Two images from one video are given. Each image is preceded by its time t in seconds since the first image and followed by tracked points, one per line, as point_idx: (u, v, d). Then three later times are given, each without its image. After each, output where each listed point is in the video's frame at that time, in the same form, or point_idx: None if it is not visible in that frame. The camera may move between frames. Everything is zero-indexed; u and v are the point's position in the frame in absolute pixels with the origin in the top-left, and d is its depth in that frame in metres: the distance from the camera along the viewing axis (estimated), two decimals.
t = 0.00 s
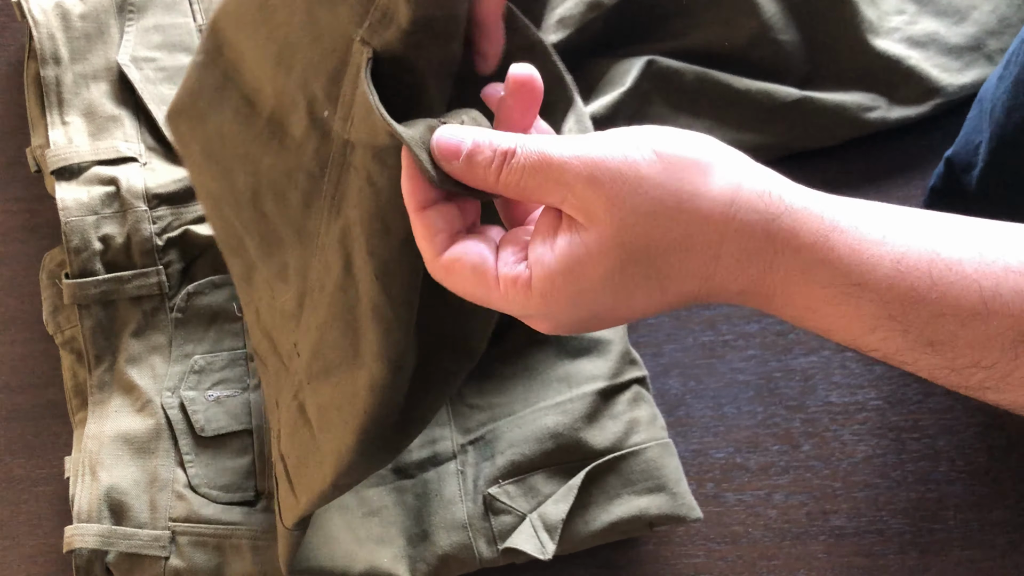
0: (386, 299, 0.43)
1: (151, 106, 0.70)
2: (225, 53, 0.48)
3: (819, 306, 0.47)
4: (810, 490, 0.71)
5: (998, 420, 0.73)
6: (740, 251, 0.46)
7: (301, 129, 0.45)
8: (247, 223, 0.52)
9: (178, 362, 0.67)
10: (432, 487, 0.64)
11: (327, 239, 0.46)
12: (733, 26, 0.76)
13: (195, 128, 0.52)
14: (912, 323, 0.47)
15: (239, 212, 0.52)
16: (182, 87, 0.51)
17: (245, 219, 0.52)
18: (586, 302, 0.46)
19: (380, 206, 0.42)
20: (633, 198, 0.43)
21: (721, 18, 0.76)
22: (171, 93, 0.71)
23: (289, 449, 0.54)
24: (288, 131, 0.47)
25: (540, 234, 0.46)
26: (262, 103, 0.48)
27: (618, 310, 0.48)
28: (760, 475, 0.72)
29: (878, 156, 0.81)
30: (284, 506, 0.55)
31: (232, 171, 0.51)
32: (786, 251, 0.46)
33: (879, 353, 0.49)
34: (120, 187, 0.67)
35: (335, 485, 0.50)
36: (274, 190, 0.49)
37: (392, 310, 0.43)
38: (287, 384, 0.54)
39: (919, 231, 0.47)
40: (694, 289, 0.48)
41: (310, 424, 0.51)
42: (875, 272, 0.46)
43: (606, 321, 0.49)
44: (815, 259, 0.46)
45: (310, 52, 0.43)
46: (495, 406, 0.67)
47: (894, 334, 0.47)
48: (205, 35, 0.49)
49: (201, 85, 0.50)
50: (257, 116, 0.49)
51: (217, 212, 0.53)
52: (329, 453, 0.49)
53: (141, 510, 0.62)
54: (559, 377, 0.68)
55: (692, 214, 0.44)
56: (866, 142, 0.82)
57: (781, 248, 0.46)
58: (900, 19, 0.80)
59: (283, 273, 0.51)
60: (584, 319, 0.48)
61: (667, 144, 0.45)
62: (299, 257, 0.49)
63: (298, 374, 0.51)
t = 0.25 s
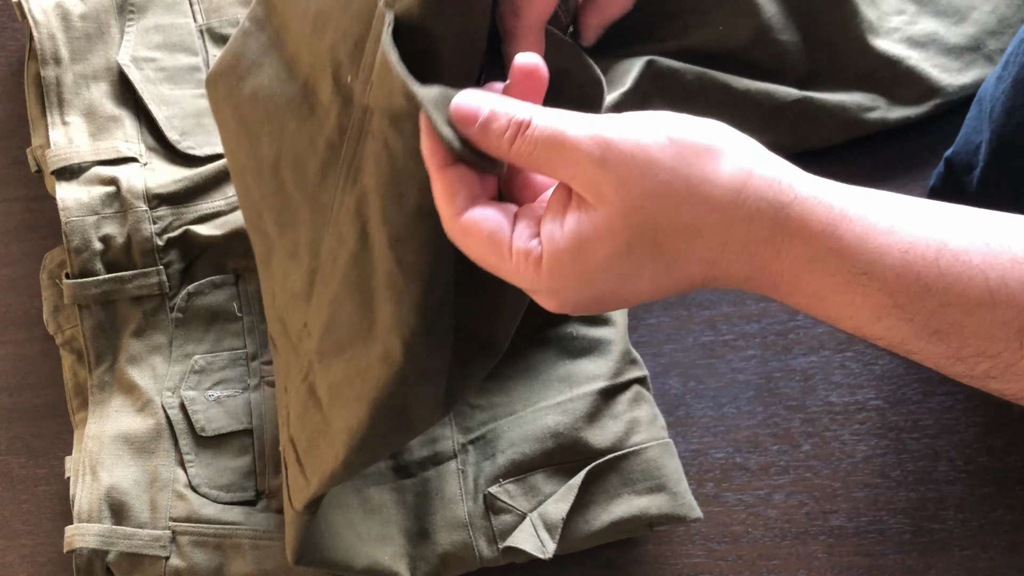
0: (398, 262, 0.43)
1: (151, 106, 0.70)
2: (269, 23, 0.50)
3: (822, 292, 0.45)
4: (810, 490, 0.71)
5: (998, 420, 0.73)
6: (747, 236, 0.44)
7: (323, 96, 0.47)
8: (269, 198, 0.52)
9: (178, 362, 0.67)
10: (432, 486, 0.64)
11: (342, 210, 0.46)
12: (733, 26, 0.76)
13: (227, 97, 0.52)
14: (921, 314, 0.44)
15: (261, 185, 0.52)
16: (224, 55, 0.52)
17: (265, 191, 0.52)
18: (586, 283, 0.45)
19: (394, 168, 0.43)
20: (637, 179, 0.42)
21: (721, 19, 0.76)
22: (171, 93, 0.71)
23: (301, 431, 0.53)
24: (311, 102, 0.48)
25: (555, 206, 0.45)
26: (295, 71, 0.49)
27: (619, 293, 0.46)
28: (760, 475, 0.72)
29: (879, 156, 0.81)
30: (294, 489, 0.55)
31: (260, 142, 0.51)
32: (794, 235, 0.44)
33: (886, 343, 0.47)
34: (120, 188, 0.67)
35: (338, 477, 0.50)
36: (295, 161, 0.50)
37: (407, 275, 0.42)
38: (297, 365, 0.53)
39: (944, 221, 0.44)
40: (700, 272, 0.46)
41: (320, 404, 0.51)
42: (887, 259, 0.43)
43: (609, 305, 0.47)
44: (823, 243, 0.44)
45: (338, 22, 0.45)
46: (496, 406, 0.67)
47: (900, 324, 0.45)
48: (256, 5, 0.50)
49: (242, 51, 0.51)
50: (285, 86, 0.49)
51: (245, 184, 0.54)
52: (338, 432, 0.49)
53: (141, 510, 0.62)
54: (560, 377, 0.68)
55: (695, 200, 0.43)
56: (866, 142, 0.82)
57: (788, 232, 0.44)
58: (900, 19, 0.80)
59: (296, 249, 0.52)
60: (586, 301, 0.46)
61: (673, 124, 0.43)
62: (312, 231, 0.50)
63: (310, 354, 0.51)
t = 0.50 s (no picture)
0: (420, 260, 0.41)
1: (152, 106, 0.70)
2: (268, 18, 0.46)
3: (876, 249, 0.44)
4: (810, 490, 0.71)
5: (998, 420, 0.73)
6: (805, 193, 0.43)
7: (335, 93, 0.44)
8: (277, 196, 0.50)
9: (178, 362, 0.67)
10: (432, 486, 0.64)
11: (358, 206, 0.44)
12: (733, 26, 0.77)
13: (234, 94, 0.49)
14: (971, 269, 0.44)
15: (268, 182, 0.50)
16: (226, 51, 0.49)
17: (274, 187, 0.50)
18: (639, 240, 0.43)
19: (418, 161, 0.41)
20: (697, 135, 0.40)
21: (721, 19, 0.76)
22: (171, 93, 0.71)
23: (306, 429, 0.53)
24: (328, 97, 0.45)
25: (614, 170, 0.43)
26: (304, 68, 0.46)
27: (673, 251, 0.45)
28: (760, 475, 0.72)
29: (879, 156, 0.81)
30: (301, 488, 0.55)
31: (269, 139, 0.49)
32: (852, 192, 0.43)
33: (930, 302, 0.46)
34: (120, 188, 0.67)
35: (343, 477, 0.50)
36: (307, 159, 0.47)
37: (428, 274, 0.42)
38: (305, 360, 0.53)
39: (985, 178, 0.44)
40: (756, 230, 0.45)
41: (329, 402, 0.51)
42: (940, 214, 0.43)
43: (660, 266, 0.46)
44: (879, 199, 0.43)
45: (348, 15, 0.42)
46: (496, 406, 0.67)
47: (948, 278, 0.44)
48: None
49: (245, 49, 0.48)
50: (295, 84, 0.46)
51: (251, 183, 0.52)
52: (348, 431, 0.49)
53: (142, 509, 0.62)
54: (560, 377, 0.68)
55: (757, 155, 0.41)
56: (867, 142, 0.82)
57: (845, 191, 0.43)
58: (900, 19, 0.80)
59: (308, 244, 0.50)
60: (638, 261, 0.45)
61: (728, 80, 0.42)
62: (324, 228, 0.47)
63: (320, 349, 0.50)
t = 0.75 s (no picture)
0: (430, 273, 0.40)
1: (151, 107, 0.70)
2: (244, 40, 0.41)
3: (912, 215, 0.48)
4: (810, 490, 0.71)
5: (998, 420, 0.73)
6: (850, 168, 0.46)
7: (323, 121, 0.40)
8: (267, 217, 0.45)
9: (178, 362, 0.67)
10: (433, 486, 0.64)
11: (359, 221, 0.42)
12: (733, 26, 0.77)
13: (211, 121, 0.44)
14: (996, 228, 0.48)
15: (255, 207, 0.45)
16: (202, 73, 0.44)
17: (263, 212, 0.45)
18: (709, 228, 0.46)
19: (427, 171, 0.40)
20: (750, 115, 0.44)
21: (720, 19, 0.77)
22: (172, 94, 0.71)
23: (311, 439, 0.52)
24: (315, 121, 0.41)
25: (662, 165, 0.46)
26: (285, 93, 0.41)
27: (733, 234, 0.47)
28: (760, 475, 0.72)
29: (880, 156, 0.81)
30: (307, 498, 0.54)
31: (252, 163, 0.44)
32: (890, 165, 0.46)
33: (956, 267, 0.51)
34: (120, 188, 0.67)
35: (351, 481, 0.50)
36: (296, 181, 0.43)
37: (438, 286, 0.41)
38: (309, 370, 0.51)
39: (991, 145, 0.49)
40: (804, 209, 0.48)
41: (335, 411, 0.49)
42: (965, 179, 0.47)
43: (718, 249, 0.48)
44: (911, 171, 0.46)
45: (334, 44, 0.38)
46: (496, 407, 0.66)
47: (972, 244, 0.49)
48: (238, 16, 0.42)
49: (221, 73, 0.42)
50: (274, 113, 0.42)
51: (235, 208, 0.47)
52: (359, 438, 0.47)
53: (142, 509, 0.62)
54: (560, 377, 0.67)
55: (808, 134, 0.44)
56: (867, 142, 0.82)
57: (885, 163, 0.46)
58: (900, 19, 0.80)
59: (302, 265, 0.46)
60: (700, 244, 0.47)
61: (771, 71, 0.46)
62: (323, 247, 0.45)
63: (325, 363, 0.49)
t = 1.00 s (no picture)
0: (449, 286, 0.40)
1: (151, 107, 0.70)
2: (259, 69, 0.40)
3: (930, 253, 0.48)
4: (809, 490, 0.71)
5: (997, 419, 0.73)
6: (870, 211, 0.46)
7: (349, 151, 0.39)
8: (288, 236, 0.45)
9: (179, 362, 0.67)
10: (432, 487, 0.64)
11: (390, 228, 0.42)
12: (733, 26, 0.77)
13: (231, 145, 0.43)
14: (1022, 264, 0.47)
15: (276, 225, 0.45)
16: (217, 102, 0.42)
17: (284, 229, 0.45)
18: (725, 268, 0.47)
19: (460, 183, 0.39)
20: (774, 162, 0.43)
21: (720, 20, 0.77)
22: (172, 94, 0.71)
23: (316, 444, 0.53)
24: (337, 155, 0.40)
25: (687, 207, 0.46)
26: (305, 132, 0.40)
27: (750, 275, 0.48)
28: (760, 475, 0.72)
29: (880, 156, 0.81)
30: (309, 500, 0.55)
31: (277, 183, 0.43)
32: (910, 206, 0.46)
33: (976, 301, 0.50)
34: (120, 188, 0.67)
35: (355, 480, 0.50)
36: (325, 195, 0.43)
37: (457, 298, 0.40)
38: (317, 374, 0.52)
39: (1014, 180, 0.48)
40: (821, 247, 0.48)
41: (343, 414, 0.51)
42: (988, 219, 0.47)
43: (735, 286, 0.49)
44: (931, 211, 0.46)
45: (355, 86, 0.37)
46: (495, 407, 0.67)
47: (994, 284, 0.48)
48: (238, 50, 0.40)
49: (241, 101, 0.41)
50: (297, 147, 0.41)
51: (259, 223, 0.46)
52: (365, 439, 0.48)
53: (142, 509, 0.62)
54: (559, 377, 0.68)
55: (829, 182, 0.44)
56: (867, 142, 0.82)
57: (903, 205, 0.46)
58: (899, 19, 0.80)
59: (325, 273, 0.46)
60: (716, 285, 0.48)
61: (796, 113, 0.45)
62: (346, 261, 0.45)
63: (342, 368, 0.50)
